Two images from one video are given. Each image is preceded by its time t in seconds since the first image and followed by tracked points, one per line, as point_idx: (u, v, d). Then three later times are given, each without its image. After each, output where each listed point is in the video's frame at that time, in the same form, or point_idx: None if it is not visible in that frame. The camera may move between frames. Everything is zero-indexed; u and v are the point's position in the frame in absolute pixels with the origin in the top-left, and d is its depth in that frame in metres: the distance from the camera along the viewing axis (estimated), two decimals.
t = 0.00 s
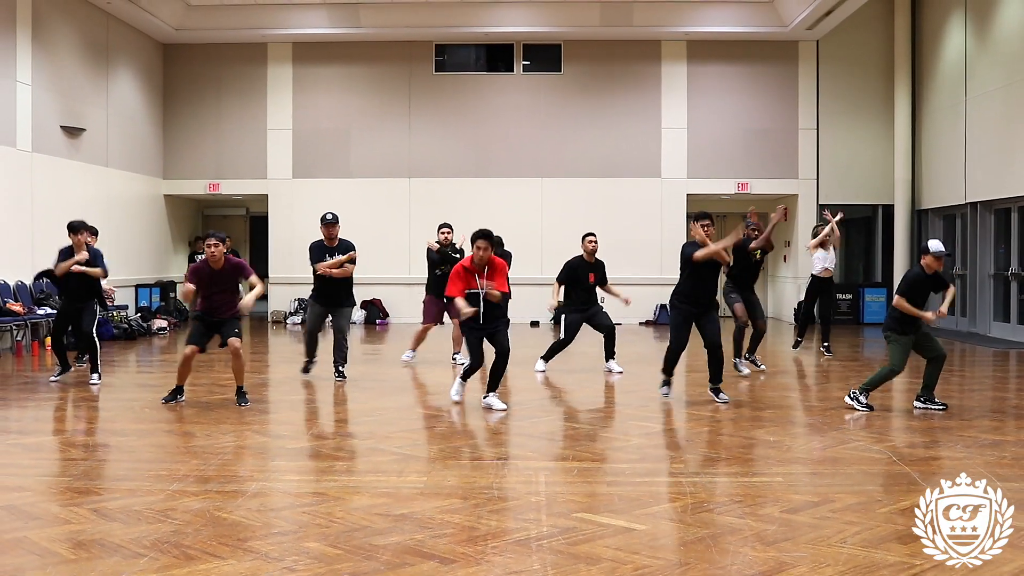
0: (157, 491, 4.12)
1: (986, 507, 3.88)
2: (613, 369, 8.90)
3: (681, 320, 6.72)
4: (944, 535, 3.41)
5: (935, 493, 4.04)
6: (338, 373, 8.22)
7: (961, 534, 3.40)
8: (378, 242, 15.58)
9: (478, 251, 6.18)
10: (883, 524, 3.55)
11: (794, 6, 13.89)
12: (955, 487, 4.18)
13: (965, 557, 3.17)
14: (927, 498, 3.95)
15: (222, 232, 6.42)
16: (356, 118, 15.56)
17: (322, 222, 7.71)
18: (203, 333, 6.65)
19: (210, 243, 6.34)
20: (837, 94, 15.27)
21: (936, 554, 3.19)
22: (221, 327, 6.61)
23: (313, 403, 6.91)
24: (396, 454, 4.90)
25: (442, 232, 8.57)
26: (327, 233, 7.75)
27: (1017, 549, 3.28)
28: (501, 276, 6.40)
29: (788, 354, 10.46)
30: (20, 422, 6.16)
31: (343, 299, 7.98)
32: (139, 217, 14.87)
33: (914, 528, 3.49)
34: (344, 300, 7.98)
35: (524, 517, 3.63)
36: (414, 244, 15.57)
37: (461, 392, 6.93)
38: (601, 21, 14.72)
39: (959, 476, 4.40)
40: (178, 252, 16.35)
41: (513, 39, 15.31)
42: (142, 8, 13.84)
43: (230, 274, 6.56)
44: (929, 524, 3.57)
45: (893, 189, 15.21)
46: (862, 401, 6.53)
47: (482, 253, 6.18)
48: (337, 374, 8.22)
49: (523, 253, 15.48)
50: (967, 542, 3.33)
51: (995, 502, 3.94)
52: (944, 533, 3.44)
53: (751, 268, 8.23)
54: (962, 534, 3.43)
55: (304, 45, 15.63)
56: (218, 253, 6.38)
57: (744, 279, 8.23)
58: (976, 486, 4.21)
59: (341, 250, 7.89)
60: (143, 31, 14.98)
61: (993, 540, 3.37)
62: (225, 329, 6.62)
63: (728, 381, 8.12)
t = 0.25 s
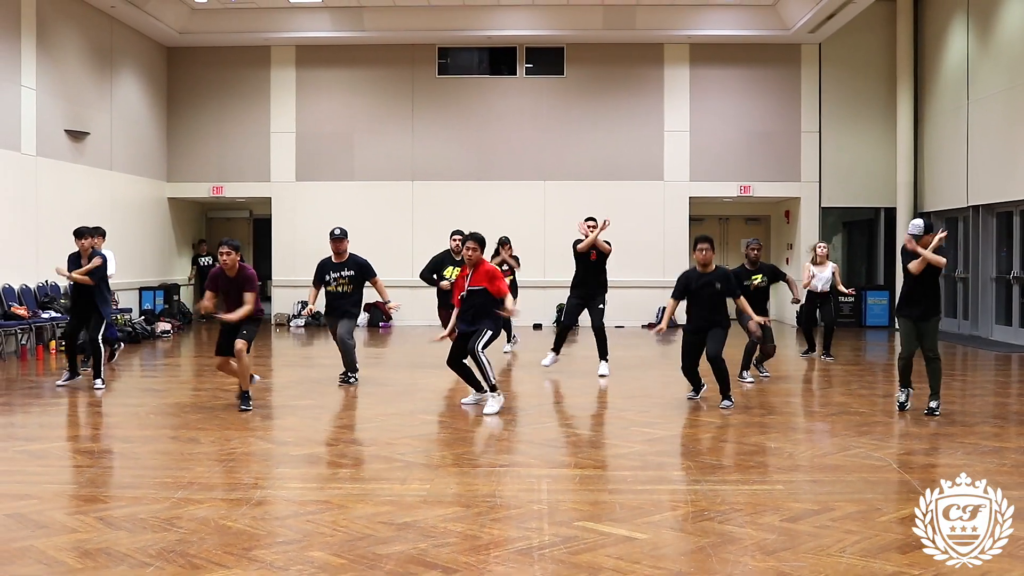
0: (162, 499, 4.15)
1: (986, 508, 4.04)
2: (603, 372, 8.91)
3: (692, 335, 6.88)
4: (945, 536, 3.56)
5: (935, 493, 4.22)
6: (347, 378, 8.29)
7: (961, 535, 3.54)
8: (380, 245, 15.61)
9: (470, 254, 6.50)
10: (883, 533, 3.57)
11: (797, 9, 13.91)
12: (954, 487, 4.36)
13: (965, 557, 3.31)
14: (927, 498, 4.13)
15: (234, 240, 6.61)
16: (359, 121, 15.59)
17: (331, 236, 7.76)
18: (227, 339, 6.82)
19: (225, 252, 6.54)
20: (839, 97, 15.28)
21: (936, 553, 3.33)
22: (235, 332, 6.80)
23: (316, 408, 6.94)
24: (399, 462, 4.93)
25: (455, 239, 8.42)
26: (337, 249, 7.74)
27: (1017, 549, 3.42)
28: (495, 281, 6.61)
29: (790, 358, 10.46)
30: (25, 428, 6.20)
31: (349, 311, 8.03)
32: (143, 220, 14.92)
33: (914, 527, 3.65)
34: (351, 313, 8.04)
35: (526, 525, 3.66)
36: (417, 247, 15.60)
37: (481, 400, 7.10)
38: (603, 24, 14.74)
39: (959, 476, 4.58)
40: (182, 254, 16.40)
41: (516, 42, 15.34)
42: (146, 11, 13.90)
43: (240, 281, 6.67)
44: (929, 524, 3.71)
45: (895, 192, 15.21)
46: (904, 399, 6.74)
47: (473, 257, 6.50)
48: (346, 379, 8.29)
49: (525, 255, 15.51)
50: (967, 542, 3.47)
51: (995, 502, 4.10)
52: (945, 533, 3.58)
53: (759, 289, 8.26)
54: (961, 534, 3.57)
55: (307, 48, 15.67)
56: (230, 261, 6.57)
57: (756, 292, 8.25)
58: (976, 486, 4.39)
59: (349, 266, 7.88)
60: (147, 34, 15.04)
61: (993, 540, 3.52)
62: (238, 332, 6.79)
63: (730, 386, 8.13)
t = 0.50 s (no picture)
0: (167, 506, 4.19)
1: (986, 508, 4.18)
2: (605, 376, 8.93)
3: (695, 335, 6.90)
4: (945, 535, 3.68)
5: (935, 493, 4.38)
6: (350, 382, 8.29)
7: (961, 535, 3.66)
8: (383, 247, 15.65)
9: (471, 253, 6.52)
10: (883, 541, 3.60)
11: (799, 12, 13.92)
12: (954, 488, 4.52)
13: (965, 557, 3.42)
14: (927, 498, 4.29)
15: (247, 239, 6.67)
16: (361, 123, 15.63)
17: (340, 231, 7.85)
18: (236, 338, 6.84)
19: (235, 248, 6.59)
20: (841, 99, 15.30)
21: (936, 553, 3.45)
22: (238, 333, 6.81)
23: (319, 413, 6.97)
24: (402, 468, 4.96)
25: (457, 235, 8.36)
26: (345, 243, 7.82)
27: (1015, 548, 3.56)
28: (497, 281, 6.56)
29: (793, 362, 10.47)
30: (31, 433, 6.23)
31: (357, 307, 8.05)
32: (147, 223, 14.96)
33: (915, 527, 3.79)
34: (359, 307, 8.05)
35: (528, 533, 3.69)
36: (420, 249, 15.63)
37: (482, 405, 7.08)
38: (606, 27, 14.77)
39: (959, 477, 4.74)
40: (185, 257, 16.44)
41: (519, 45, 15.37)
42: (150, 15, 13.95)
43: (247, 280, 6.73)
44: (929, 524, 3.86)
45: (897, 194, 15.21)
46: (908, 404, 6.98)
47: (475, 255, 6.52)
48: (349, 383, 8.31)
49: (528, 258, 15.53)
50: (967, 542, 3.60)
51: (994, 502, 4.26)
52: (945, 533, 3.71)
53: (762, 276, 8.30)
54: (962, 534, 3.71)
55: (311, 51, 15.71)
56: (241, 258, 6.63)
57: (760, 280, 8.28)
58: (975, 486, 4.55)
59: (356, 260, 7.96)
60: (151, 38, 15.09)
61: (993, 540, 3.65)
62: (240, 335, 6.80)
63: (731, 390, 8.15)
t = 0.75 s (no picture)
0: (173, 510, 4.21)
1: (986, 507, 4.26)
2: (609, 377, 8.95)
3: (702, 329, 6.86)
4: (945, 535, 3.76)
5: (935, 493, 4.46)
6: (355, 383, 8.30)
7: (962, 535, 3.73)
8: (387, 248, 15.68)
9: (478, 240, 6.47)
10: (884, 545, 3.62)
11: (803, 13, 13.92)
12: (955, 487, 4.60)
13: (965, 557, 3.49)
14: (927, 498, 4.37)
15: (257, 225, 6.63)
16: (365, 124, 15.66)
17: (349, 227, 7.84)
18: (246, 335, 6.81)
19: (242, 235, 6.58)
20: (845, 100, 15.29)
21: (936, 553, 3.51)
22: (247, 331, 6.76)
23: (323, 415, 6.99)
24: (406, 471, 4.98)
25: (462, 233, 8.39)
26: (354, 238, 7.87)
27: (1014, 547, 3.62)
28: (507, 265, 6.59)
29: (796, 363, 10.48)
30: (36, 435, 6.27)
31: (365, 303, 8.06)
32: (151, 223, 15.01)
33: (914, 527, 3.86)
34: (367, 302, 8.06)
35: (531, 537, 3.70)
36: (423, 250, 15.66)
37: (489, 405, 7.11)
38: (609, 28, 14.79)
39: (960, 476, 4.82)
40: (189, 257, 16.49)
41: (522, 46, 15.39)
42: (154, 16, 13.98)
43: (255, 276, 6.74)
44: (929, 524, 3.93)
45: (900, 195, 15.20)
46: (892, 402, 7.13)
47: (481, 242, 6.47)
48: (354, 384, 8.32)
49: (532, 258, 15.56)
50: (966, 542, 3.66)
51: (995, 502, 4.32)
52: (945, 533, 3.78)
53: (769, 268, 8.34)
54: (961, 534, 3.77)
55: (315, 52, 15.74)
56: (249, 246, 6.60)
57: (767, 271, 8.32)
58: (976, 486, 4.62)
59: (364, 254, 8.04)
60: (155, 39, 15.14)
61: (992, 540, 3.71)
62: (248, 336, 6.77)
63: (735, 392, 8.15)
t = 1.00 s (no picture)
0: (179, 513, 4.24)
1: (986, 507, 4.32)
2: (613, 379, 8.97)
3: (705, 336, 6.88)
4: (945, 535, 3.82)
5: (936, 494, 4.53)
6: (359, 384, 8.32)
7: (961, 535, 3.79)
8: (391, 249, 15.71)
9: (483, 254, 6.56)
10: (888, 549, 3.63)
11: (807, 14, 13.92)
12: (956, 488, 4.66)
13: (965, 557, 3.54)
14: (928, 498, 4.44)
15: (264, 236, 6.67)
16: (369, 126, 15.69)
17: (354, 237, 7.87)
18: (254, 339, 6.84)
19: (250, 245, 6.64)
20: (849, 101, 15.28)
21: (937, 554, 3.57)
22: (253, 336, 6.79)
23: (327, 417, 7.01)
24: (411, 474, 5.00)
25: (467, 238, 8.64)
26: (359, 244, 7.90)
27: (1015, 548, 3.66)
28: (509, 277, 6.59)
29: (800, 365, 10.48)
30: (42, 437, 6.30)
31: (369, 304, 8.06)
32: (157, 224, 15.06)
33: (915, 528, 3.94)
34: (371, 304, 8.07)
35: (535, 541, 3.72)
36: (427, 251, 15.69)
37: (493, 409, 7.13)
38: (613, 29, 14.80)
39: (961, 477, 4.89)
40: (194, 258, 16.54)
41: (526, 47, 15.41)
42: (159, 18, 14.02)
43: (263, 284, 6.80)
44: (929, 524, 4.01)
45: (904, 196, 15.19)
46: (893, 403, 7.19)
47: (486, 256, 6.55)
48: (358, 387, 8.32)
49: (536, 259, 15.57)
50: (967, 543, 3.71)
51: (995, 503, 4.38)
52: (945, 533, 3.85)
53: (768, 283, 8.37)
54: (962, 534, 3.82)
55: (319, 53, 15.77)
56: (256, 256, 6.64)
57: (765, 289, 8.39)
58: (976, 486, 4.68)
59: (369, 257, 8.09)
60: (160, 41, 15.18)
61: (993, 540, 3.76)
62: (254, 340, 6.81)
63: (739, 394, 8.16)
